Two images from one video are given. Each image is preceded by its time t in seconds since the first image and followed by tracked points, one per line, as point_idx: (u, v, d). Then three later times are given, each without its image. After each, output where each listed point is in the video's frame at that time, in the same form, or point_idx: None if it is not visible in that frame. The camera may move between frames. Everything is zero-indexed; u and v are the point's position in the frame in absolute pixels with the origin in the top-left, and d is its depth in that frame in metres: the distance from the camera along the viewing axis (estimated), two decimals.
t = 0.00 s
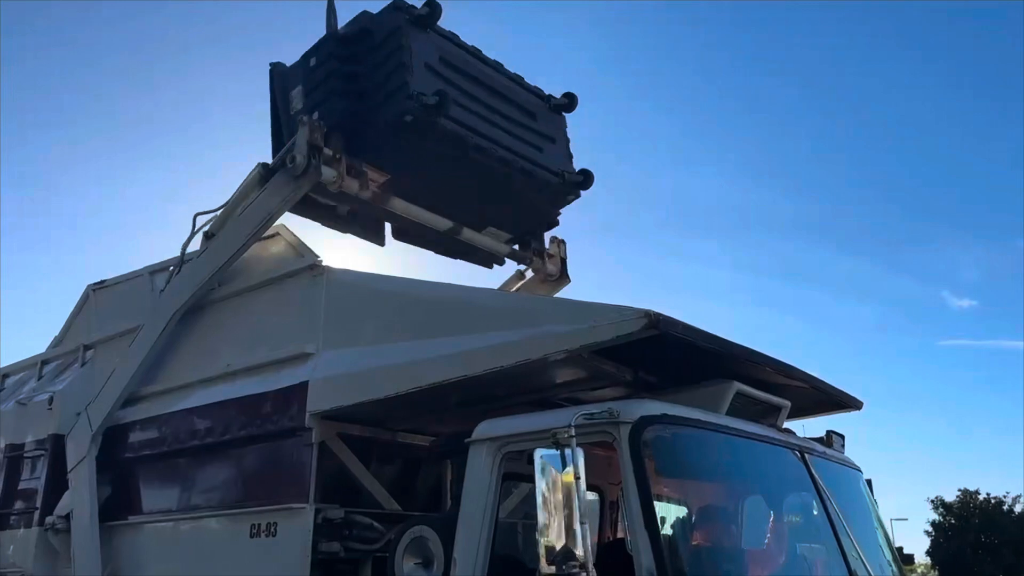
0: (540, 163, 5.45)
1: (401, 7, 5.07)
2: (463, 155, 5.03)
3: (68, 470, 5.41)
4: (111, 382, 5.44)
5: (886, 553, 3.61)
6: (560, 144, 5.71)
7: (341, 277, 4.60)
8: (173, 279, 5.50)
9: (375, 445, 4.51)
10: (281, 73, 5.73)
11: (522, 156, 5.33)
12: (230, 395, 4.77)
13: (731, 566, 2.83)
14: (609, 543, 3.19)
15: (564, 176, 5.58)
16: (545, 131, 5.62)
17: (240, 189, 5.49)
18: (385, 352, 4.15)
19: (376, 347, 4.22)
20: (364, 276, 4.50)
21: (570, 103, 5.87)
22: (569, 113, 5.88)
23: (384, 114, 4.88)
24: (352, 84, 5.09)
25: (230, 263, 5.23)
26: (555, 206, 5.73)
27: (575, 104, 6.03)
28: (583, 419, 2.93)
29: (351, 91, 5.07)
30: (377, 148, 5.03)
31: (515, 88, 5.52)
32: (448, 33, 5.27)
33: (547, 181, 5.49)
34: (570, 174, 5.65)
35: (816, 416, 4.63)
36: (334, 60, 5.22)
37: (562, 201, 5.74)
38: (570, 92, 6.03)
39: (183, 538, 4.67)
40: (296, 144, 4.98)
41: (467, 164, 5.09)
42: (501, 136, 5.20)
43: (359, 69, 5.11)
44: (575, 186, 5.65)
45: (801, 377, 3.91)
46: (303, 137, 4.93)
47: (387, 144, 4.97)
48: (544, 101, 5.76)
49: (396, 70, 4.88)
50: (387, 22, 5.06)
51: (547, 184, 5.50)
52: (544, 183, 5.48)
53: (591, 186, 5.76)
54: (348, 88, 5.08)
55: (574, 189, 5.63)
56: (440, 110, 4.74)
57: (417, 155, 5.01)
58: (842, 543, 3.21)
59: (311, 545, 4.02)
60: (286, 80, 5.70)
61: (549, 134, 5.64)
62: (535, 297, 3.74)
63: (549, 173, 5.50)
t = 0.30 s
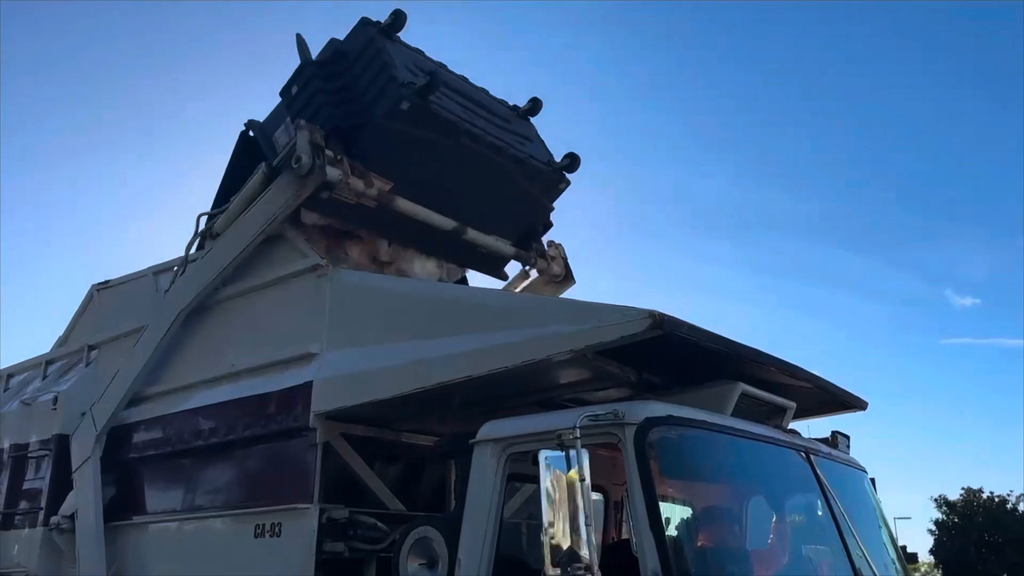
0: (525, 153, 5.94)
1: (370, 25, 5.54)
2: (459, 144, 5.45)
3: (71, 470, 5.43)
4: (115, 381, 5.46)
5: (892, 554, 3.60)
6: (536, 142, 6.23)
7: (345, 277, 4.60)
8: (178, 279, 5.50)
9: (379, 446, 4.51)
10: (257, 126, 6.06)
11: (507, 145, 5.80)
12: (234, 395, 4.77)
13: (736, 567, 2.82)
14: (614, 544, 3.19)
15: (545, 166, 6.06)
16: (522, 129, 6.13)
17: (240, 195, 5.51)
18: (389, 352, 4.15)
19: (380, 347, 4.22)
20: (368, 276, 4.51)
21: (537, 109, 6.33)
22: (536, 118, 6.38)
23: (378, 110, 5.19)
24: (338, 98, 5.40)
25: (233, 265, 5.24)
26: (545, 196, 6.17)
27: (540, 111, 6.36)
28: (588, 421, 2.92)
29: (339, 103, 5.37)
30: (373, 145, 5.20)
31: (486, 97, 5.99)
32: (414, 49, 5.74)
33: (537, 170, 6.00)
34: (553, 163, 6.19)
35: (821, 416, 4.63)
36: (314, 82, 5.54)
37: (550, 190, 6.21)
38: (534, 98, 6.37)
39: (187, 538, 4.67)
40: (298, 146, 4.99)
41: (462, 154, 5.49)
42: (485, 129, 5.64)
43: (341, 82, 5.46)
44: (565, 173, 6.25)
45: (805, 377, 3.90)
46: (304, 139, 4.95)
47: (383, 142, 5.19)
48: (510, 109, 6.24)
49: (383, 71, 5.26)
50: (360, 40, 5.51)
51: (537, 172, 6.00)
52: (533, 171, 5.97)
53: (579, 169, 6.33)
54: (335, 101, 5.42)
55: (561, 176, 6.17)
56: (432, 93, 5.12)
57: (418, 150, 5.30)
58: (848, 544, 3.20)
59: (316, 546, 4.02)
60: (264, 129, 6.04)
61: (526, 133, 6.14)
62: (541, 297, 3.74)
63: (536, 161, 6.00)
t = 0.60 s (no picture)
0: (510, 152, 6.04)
1: (344, 43, 5.70)
2: (447, 140, 5.54)
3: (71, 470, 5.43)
4: (115, 380, 5.46)
5: (892, 551, 3.60)
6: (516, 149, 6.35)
7: (344, 276, 4.60)
8: (178, 279, 5.51)
9: (379, 444, 4.52)
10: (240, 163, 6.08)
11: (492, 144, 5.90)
12: (235, 395, 4.76)
13: (736, 564, 2.82)
14: (615, 541, 3.19)
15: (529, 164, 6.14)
16: (501, 137, 6.26)
17: (239, 195, 5.51)
18: (389, 351, 4.15)
19: (380, 346, 4.22)
20: (367, 275, 4.51)
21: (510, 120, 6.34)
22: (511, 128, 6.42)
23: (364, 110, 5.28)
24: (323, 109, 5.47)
25: (234, 264, 5.24)
26: (533, 195, 6.24)
27: (515, 123, 6.37)
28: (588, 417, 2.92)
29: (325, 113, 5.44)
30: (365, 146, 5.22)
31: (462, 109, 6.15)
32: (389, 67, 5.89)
33: (524, 168, 6.08)
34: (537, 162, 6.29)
35: (821, 414, 4.63)
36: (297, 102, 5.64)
37: (538, 189, 6.28)
38: (505, 111, 6.41)
39: (188, 537, 4.67)
40: (297, 146, 5.00)
41: (452, 150, 5.57)
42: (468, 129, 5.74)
43: (324, 96, 5.58)
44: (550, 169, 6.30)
45: (806, 374, 3.90)
46: (302, 138, 5.00)
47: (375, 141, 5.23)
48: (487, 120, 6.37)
49: (364, 76, 5.38)
50: (337, 58, 5.68)
51: (524, 170, 6.08)
52: (520, 169, 6.05)
53: (563, 163, 6.34)
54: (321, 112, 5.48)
55: (547, 174, 6.25)
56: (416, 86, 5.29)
57: (409, 148, 5.35)
58: (848, 541, 3.20)
59: (316, 544, 4.02)
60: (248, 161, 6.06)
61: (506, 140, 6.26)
62: (539, 293, 3.74)
63: (522, 159, 6.09)
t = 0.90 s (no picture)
0: (497, 156, 6.09)
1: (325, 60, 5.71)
2: (437, 144, 5.57)
3: (70, 470, 5.43)
4: (114, 380, 5.46)
5: (892, 550, 3.60)
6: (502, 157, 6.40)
7: (342, 275, 4.60)
8: (177, 278, 5.50)
9: (379, 444, 4.51)
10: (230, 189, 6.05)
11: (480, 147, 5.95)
12: (234, 395, 4.75)
13: (736, 564, 2.82)
14: (615, 540, 3.19)
15: (518, 169, 6.19)
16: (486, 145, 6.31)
17: (237, 195, 5.51)
18: (386, 351, 4.15)
19: (377, 345, 4.22)
20: (365, 274, 4.51)
21: (492, 131, 6.34)
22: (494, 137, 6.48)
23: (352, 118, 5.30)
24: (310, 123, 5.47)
25: (233, 262, 5.24)
26: (523, 199, 6.27)
27: (495, 135, 6.34)
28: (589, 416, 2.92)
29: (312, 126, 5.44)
30: (357, 151, 5.23)
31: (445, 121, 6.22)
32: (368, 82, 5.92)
33: (511, 171, 6.13)
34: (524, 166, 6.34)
35: (821, 412, 4.62)
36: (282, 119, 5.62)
37: (528, 193, 6.31)
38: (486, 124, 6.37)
39: (188, 536, 4.67)
40: (294, 146, 5.01)
41: (443, 155, 5.61)
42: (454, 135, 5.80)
43: (310, 111, 5.58)
44: (539, 172, 6.29)
45: (805, 373, 3.89)
46: (298, 139, 5.03)
47: (365, 148, 5.24)
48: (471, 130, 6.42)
49: (349, 86, 5.41)
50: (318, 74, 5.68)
51: (513, 173, 6.13)
52: (509, 172, 6.10)
53: (549, 164, 6.33)
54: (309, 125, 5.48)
55: (536, 177, 6.30)
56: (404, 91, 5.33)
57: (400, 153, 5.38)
58: (848, 540, 3.19)
59: (316, 543, 4.02)
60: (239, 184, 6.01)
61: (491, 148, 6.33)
62: (536, 292, 3.74)
63: (510, 162, 6.14)
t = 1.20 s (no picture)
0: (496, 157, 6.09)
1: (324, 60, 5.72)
2: (435, 145, 5.58)
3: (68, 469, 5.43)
4: (113, 378, 5.45)
5: (891, 548, 3.60)
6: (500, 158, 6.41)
7: (341, 274, 4.60)
8: (176, 276, 5.49)
9: (377, 442, 4.51)
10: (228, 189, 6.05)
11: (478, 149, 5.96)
12: (233, 393, 4.75)
13: (735, 562, 2.83)
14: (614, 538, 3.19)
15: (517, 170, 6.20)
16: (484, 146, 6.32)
17: (236, 193, 5.50)
18: (384, 350, 4.15)
19: (376, 344, 4.22)
20: (364, 273, 4.51)
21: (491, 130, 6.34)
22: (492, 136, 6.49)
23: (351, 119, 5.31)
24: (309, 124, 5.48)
25: (232, 261, 5.23)
26: (521, 200, 6.27)
27: (494, 135, 6.34)
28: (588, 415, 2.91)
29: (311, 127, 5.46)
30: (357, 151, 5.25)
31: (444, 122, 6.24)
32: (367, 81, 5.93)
33: (510, 173, 6.13)
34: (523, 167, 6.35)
35: (820, 411, 4.63)
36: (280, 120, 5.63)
37: (527, 194, 6.31)
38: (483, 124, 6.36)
39: (187, 535, 4.66)
40: (292, 145, 5.02)
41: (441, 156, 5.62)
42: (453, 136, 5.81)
43: (308, 112, 5.58)
44: (535, 173, 6.30)
45: (803, 372, 3.90)
46: (297, 139, 5.03)
47: (364, 149, 5.25)
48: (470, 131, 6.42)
49: (347, 88, 5.42)
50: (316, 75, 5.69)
51: (511, 174, 6.14)
52: (507, 173, 6.10)
53: (547, 165, 6.33)
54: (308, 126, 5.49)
55: (534, 178, 6.30)
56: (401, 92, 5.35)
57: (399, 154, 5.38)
58: (846, 538, 3.20)
59: (315, 542, 4.02)
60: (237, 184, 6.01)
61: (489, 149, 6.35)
62: (535, 291, 3.74)
63: (508, 164, 6.15)
